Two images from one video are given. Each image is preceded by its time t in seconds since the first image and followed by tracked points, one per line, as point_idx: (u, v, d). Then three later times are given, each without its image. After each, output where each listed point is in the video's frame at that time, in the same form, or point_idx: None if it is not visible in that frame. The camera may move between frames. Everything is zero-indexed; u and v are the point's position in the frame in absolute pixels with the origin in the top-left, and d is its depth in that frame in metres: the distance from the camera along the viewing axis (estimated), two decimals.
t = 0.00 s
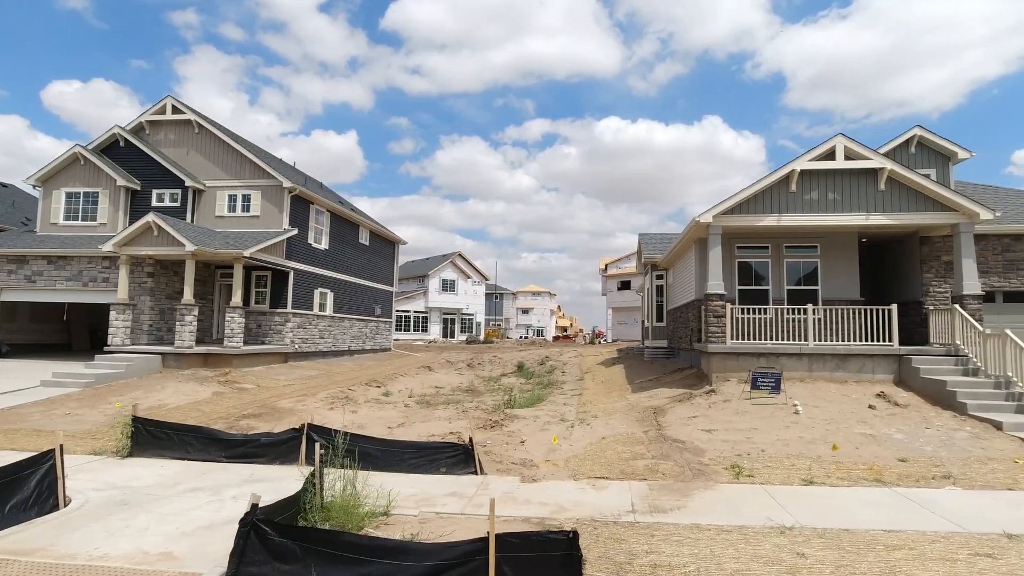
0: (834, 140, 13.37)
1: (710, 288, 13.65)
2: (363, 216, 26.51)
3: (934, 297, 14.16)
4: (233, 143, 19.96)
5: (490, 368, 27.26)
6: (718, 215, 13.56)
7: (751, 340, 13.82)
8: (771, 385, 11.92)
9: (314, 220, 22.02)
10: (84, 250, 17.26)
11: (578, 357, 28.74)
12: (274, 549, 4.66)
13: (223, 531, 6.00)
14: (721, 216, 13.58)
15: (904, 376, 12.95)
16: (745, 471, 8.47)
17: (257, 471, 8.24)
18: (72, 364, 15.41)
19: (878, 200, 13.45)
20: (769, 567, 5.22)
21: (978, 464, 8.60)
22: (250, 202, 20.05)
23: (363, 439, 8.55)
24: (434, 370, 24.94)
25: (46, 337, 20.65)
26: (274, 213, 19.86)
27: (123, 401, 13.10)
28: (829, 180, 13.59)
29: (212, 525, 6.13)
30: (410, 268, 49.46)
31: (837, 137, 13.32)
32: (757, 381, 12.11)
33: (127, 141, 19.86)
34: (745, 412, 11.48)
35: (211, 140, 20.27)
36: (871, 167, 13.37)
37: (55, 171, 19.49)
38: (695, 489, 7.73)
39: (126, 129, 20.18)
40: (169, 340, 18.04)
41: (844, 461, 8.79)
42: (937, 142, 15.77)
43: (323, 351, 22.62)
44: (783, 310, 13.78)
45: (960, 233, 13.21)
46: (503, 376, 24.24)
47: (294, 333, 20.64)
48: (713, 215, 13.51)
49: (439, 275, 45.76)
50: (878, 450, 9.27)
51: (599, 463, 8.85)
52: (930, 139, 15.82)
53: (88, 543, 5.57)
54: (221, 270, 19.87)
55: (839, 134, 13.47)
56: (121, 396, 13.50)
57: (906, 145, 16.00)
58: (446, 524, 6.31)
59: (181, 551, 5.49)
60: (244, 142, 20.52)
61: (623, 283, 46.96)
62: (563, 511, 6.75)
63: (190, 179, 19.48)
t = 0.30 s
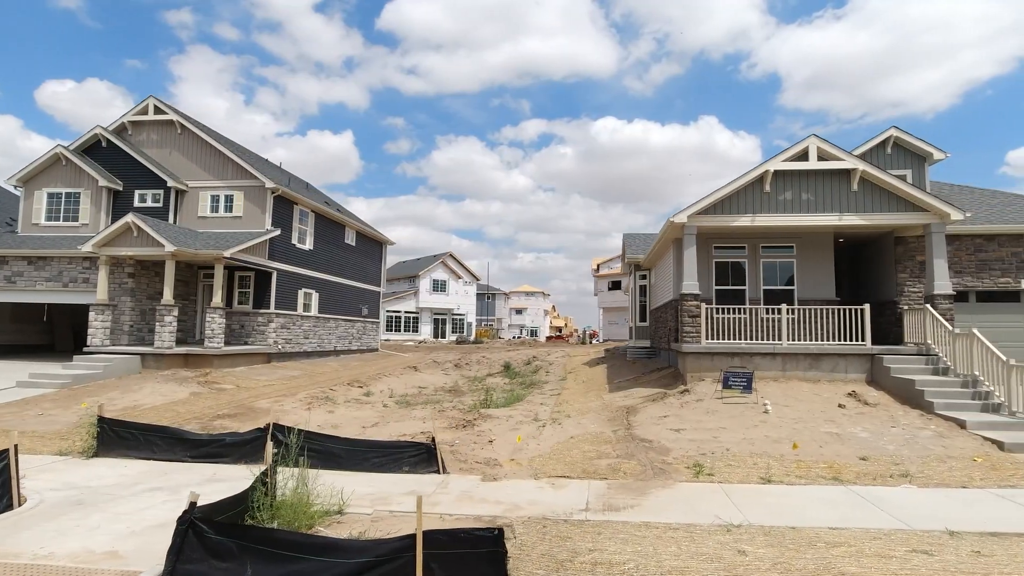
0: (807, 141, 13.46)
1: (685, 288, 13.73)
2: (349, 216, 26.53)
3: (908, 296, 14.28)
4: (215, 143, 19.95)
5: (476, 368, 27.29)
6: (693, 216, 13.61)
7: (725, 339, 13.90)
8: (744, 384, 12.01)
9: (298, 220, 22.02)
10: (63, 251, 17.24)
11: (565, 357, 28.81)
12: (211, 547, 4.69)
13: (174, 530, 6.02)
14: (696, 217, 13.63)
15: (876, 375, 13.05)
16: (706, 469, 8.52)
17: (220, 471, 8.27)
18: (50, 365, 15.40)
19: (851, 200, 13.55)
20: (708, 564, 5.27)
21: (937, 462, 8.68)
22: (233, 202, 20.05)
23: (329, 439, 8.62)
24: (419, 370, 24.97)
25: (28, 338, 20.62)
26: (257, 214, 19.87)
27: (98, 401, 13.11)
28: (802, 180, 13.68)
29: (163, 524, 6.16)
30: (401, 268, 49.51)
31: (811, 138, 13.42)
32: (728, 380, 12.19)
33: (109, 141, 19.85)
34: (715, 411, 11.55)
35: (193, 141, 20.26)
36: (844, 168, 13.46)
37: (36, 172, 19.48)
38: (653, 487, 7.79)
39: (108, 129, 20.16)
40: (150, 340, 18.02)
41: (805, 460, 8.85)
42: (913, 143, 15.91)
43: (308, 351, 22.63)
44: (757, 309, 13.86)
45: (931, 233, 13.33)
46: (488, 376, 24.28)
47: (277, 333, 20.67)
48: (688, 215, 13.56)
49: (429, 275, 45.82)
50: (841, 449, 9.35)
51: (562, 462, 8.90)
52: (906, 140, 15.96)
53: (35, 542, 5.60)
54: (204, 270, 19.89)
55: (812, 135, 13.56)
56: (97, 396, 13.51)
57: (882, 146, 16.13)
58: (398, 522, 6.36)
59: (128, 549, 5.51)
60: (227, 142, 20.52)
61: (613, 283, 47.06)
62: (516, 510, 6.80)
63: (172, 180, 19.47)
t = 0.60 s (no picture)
0: (782, 142, 13.53)
1: (661, 287, 13.79)
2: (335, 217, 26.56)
3: (884, 296, 14.30)
4: (199, 144, 19.96)
5: (463, 368, 27.32)
6: (668, 216, 13.68)
7: (701, 339, 13.96)
8: (716, 383, 12.06)
9: (283, 220, 22.06)
10: (44, 251, 17.24)
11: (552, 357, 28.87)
12: (149, 545, 4.72)
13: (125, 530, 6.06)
14: (671, 217, 13.70)
15: (850, 375, 13.12)
16: (668, 468, 8.57)
17: (184, 471, 8.31)
18: (30, 365, 15.40)
19: (825, 200, 13.64)
20: (649, 562, 5.32)
21: (898, 461, 8.75)
22: (216, 203, 20.08)
23: (295, 439, 8.68)
24: (406, 371, 25.01)
25: (12, 338, 20.62)
26: (241, 214, 19.90)
27: (75, 402, 13.14)
28: (777, 180, 13.75)
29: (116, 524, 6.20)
30: (393, 268, 49.60)
31: (785, 139, 13.48)
32: (701, 380, 12.24)
33: (92, 142, 19.86)
34: (687, 410, 11.61)
35: (177, 141, 20.27)
36: (818, 169, 13.53)
37: (19, 172, 19.48)
38: (612, 486, 7.84)
39: (91, 130, 20.16)
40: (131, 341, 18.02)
41: (768, 459, 8.91)
42: (890, 143, 16.02)
43: (293, 351, 22.64)
44: (733, 309, 13.93)
45: (905, 233, 13.43)
46: (473, 376, 24.30)
47: (261, 333, 20.69)
48: (663, 215, 13.63)
49: (421, 276, 45.93)
50: (805, 448, 9.42)
51: (527, 462, 8.96)
52: (883, 141, 16.07)
53: None
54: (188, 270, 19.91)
55: (787, 136, 13.63)
56: (74, 397, 13.53)
57: (860, 146, 16.24)
58: (350, 521, 6.40)
59: (75, 548, 5.55)
60: (210, 143, 20.54)
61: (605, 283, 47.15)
62: (471, 509, 6.86)
63: (155, 180, 19.49)
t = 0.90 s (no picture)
0: (756, 143, 13.61)
1: (637, 288, 13.85)
2: (322, 217, 26.57)
3: (860, 296, 14.37)
4: (182, 145, 19.94)
5: (450, 368, 27.32)
6: (644, 216, 13.75)
7: (678, 339, 14.03)
8: (689, 383, 12.04)
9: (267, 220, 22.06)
10: (25, 252, 17.23)
11: (539, 357, 28.95)
12: (90, 544, 4.75)
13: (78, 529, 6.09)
14: (647, 217, 13.77)
15: (824, 374, 13.18)
16: (632, 468, 8.62)
17: (148, 471, 8.35)
18: (8, 366, 15.39)
19: (800, 201, 13.72)
20: (591, 560, 5.36)
21: (860, 460, 8.82)
22: (200, 203, 20.07)
23: (261, 438, 8.77)
24: (392, 371, 25.02)
25: None
26: (224, 215, 19.90)
27: (51, 402, 13.14)
28: (753, 181, 13.82)
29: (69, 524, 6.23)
30: (384, 269, 49.65)
31: (760, 140, 13.57)
32: (674, 379, 12.24)
33: (75, 142, 19.84)
34: (659, 410, 11.67)
35: (160, 141, 20.26)
36: (793, 170, 13.61)
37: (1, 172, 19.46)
38: (573, 485, 7.88)
39: (74, 130, 20.14)
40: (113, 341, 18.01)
41: (732, 458, 8.96)
42: (867, 144, 16.14)
43: (278, 351, 22.64)
44: (709, 310, 13.99)
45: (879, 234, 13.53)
46: (459, 377, 24.31)
47: (245, 334, 20.69)
48: (639, 215, 13.69)
49: (412, 276, 46.01)
50: (770, 447, 9.49)
51: (493, 462, 9.01)
52: (861, 141, 16.18)
53: None
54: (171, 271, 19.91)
55: (762, 137, 13.71)
56: (50, 397, 13.53)
57: (838, 147, 16.35)
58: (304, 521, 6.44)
59: (24, 548, 5.59)
60: (194, 143, 20.53)
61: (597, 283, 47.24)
62: (428, 508, 6.90)
63: (137, 181, 19.48)
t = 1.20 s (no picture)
0: (730, 143, 13.69)
1: (611, 288, 13.92)
2: (308, 217, 26.55)
3: (834, 296, 14.49)
4: (163, 145, 19.91)
5: (436, 368, 27.34)
6: (618, 217, 13.81)
7: (652, 339, 14.09)
8: (660, 383, 12.10)
9: (250, 220, 22.04)
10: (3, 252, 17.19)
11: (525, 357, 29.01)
12: (27, 543, 4.73)
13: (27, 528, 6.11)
14: (622, 217, 13.83)
15: (796, 374, 13.26)
16: (593, 467, 8.67)
17: (110, 470, 8.37)
18: None
19: (773, 201, 13.80)
20: (531, 558, 5.40)
21: (820, 459, 8.90)
22: (181, 203, 20.05)
23: (225, 438, 8.79)
24: (377, 371, 25.03)
25: None
26: (205, 214, 19.88)
27: (24, 403, 13.12)
28: (727, 182, 13.89)
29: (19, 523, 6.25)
30: (375, 269, 49.68)
31: (733, 141, 13.65)
32: (646, 380, 12.31)
33: (55, 141, 19.80)
34: (629, 410, 11.72)
35: (141, 141, 20.22)
36: (766, 170, 13.70)
37: None
38: (531, 485, 7.92)
39: (54, 129, 20.09)
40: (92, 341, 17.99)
41: (693, 458, 9.00)
42: (843, 145, 16.26)
43: (261, 352, 22.62)
44: (684, 310, 14.08)
45: (851, 235, 13.63)
46: (444, 376, 24.34)
47: (227, 334, 20.66)
48: (614, 216, 13.75)
49: (402, 276, 46.06)
50: (733, 447, 9.55)
51: (457, 461, 9.06)
52: (837, 142, 16.31)
53: None
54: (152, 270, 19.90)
55: (736, 137, 13.79)
56: (24, 397, 13.51)
57: (815, 148, 16.47)
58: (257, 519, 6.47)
59: None
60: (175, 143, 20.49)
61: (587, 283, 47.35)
62: (382, 507, 6.95)
63: (118, 180, 19.45)
